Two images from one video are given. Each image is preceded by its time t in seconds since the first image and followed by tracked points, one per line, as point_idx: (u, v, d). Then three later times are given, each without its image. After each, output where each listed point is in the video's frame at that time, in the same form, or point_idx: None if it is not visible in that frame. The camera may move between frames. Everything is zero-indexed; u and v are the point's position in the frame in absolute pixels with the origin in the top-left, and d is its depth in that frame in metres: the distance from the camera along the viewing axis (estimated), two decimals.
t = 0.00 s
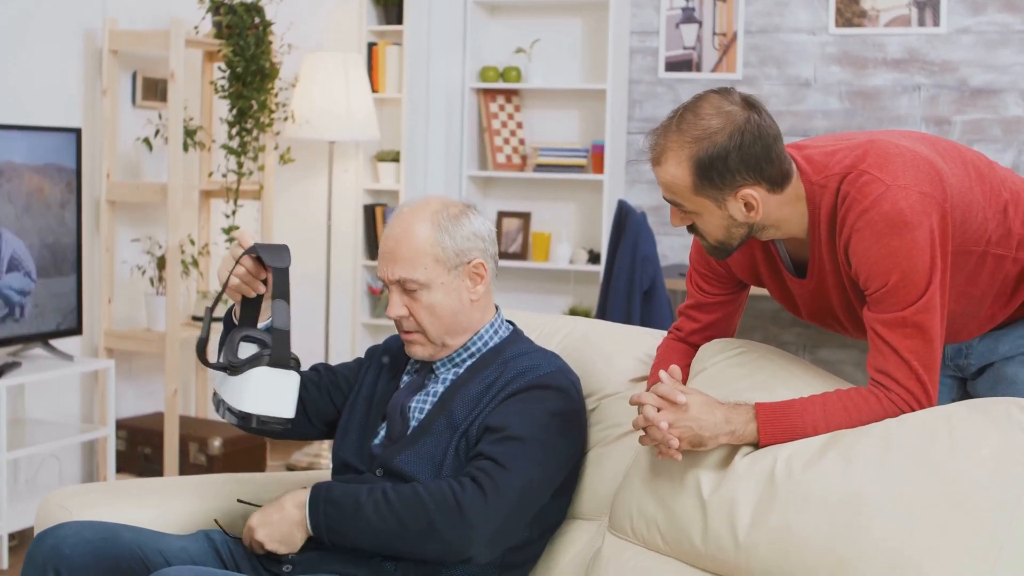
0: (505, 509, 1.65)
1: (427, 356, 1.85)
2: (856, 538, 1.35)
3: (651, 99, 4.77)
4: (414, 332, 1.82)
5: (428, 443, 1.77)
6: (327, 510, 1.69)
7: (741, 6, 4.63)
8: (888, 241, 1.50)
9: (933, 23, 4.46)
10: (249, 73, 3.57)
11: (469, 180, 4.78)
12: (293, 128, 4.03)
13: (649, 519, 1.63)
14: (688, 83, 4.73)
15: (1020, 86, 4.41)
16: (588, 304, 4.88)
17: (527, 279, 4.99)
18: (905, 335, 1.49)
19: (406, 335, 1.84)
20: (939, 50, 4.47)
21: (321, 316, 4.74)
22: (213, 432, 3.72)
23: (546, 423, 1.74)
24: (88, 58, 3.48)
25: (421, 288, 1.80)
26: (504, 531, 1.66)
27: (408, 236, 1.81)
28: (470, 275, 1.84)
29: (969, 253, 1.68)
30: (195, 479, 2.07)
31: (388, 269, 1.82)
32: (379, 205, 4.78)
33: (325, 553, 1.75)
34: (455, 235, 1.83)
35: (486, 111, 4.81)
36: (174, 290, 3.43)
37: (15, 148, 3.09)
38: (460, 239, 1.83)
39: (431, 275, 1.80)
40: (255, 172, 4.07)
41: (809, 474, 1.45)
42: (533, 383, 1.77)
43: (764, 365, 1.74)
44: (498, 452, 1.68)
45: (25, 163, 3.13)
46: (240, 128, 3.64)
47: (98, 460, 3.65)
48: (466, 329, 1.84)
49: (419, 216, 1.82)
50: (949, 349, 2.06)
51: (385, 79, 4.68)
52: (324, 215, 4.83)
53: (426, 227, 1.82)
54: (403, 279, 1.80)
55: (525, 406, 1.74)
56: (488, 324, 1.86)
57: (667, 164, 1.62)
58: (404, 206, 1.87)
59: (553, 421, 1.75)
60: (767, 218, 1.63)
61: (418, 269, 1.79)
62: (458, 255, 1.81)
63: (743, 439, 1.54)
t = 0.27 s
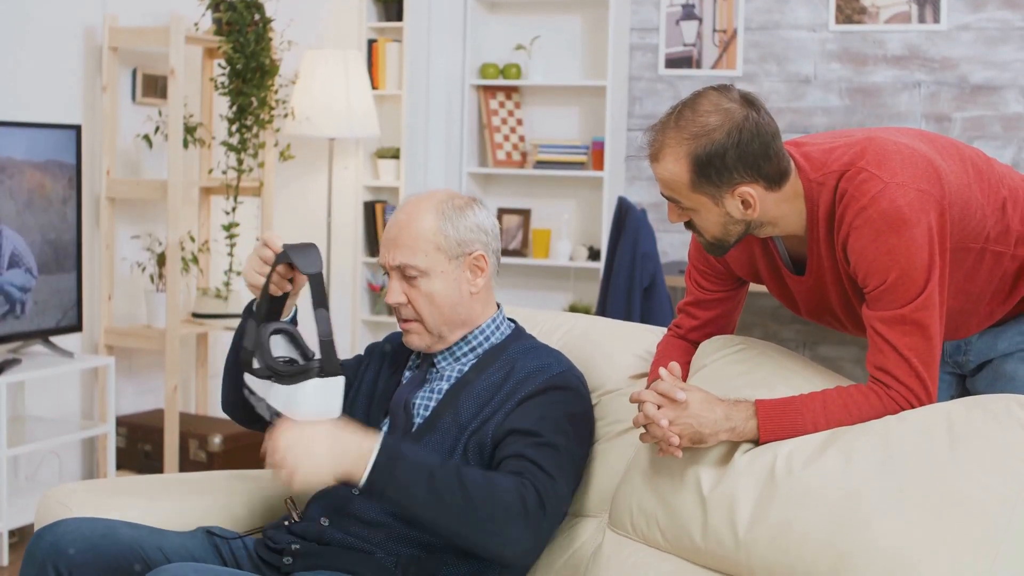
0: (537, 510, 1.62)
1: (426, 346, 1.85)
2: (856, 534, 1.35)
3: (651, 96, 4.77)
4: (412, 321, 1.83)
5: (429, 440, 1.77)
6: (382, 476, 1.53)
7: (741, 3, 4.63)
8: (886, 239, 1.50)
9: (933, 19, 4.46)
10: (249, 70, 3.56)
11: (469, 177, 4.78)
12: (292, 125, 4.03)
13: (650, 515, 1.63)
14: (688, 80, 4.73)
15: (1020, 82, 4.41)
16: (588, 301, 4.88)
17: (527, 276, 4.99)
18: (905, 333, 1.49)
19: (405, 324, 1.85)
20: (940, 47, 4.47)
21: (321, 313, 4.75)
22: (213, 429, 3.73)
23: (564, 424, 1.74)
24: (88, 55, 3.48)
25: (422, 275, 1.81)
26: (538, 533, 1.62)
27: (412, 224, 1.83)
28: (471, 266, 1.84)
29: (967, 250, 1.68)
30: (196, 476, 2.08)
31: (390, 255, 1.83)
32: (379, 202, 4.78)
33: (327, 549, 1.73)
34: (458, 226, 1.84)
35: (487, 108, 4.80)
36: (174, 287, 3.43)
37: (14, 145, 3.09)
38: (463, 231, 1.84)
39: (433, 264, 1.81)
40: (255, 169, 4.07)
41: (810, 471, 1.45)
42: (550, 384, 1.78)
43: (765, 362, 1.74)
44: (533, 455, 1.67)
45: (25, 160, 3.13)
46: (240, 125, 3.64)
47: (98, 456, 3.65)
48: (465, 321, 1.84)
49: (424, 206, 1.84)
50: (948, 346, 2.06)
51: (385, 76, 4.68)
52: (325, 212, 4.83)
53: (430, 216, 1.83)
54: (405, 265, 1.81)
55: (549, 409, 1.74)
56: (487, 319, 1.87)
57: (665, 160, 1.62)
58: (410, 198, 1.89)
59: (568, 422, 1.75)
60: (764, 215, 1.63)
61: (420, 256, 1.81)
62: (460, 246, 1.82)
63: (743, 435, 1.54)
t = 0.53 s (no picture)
0: (530, 461, 1.60)
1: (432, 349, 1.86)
2: (855, 529, 1.35)
3: (651, 92, 4.77)
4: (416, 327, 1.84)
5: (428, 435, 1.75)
6: (420, 371, 1.57)
7: None
8: (883, 236, 1.50)
9: (933, 16, 4.46)
10: (248, 66, 3.56)
11: (469, 173, 4.78)
12: (292, 121, 4.03)
13: (649, 511, 1.64)
14: (688, 76, 4.73)
15: (1020, 78, 4.41)
16: (588, 297, 4.88)
17: (527, 272, 4.99)
18: (902, 329, 1.50)
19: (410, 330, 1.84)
20: (940, 43, 4.47)
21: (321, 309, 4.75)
22: (213, 425, 3.73)
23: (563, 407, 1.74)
24: (88, 51, 3.48)
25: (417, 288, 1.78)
26: (525, 482, 1.60)
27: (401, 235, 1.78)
28: (466, 268, 1.80)
29: (965, 247, 1.68)
30: (195, 473, 2.08)
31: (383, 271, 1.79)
32: (379, 199, 4.78)
33: (328, 545, 1.72)
34: (447, 231, 1.78)
35: (486, 104, 4.80)
36: (174, 284, 3.43)
37: (14, 141, 3.08)
38: (452, 236, 1.79)
39: (427, 276, 1.78)
40: (255, 166, 4.06)
41: (808, 466, 1.46)
42: (548, 370, 1.77)
43: (765, 358, 1.74)
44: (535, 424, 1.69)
45: (25, 156, 3.13)
46: (240, 121, 3.63)
47: (98, 453, 3.65)
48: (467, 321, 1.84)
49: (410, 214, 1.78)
50: (947, 342, 2.06)
51: (385, 72, 4.68)
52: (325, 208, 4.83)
53: (419, 224, 1.79)
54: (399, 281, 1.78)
55: (550, 389, 1.75)
56: (487, 317, 1.86)
57: (661, 158, 1.62)
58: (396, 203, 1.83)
59: (567, 406, 1.75)
60: (759, 213, 1.64)
61: (413, 270, 1.77)
62: (452, 252, 1.78)
63: (743, 431, 1.54)
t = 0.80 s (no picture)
0: (524, 417, 1.60)
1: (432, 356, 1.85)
2: (854, 525, 1.35)
3: (651, 89, 4.77)
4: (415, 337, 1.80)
5: (428, 431, 1.76)
6: (435, 313, 1.63)
7: None
8: (883, 233, 1.50)
9: (934, 13, 4.46)
10: (248, 63, 3.56)
11: (469, 170, 4.78)
12: (292, 118, 4.02)
13: (649, 508, 1.64)
14: (688, 73, 4.72)
15: (1020, 75, 4.41)
16: (588, 294, 4.88)
17: (527, 269, 4.99)
18: (902, 326, 1.50)
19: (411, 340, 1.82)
20: (940, 40, 4.47)
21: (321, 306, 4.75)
22: (212, 422, 3.73)
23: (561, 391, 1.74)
24: (88, 49, 3.47)
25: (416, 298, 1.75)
26: (518, 434, 1.59)
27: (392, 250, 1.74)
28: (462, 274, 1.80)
29: (965, 244, 1.68)
30: (196, 470, 2.08)
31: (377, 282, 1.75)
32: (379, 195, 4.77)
33: (327, 541, 1.73)
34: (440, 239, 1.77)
35: (486, 101, 4.80)
36: (174, 280, 3.43)
37: (15, 138, 3.08)
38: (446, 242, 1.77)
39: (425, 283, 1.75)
40: (255, 162, 4.06)
41: (807, 462, 1.46)
42: (540, 355, 1.77)
43: (765, 355, 1.75)
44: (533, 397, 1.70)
45: (25, 153, 3.13)
46: (240, 118, 3.63)
47: (98, 450, 3.65)
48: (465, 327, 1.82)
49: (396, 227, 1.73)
50: (945, 339, 2.06)
51: (385, 69, 4.67)
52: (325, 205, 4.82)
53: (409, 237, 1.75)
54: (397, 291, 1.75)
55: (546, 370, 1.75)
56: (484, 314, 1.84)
57: (660, 158, 1.62)
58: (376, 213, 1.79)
59: (564, 390, 1.75)
60: (758, 212, 1.65)
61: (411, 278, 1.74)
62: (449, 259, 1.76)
63: (743, 428, 1.55)
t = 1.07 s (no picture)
0: (536, 392, 1.60)
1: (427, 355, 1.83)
2: (854, 521, 1.35)
3: (652, 85, 4.77)
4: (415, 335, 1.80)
5: (432, 427, 1.75)
6: (457, 285, 1.65)
7: None
8: (882, 230, 1.50)
9: (934, 9, 4.46)
10: (249, 59, 3.56)
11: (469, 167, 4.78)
12: (292, 114, 4.02)
13: (649, 504, 1.64)
14: (689, 69, 4.72)
15: (1020, 72, 4.41)
16: (588, 290, 4.88)
17: (527, 265, 4.99)
18: (901, 323, 1.51)
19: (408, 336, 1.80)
20: (940, 36, 4.47)
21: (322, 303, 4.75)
22: (212, 418, 3.73)
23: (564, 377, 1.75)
24: (88, 45, 3.47)
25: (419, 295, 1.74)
26: (530, 406, 1.59)
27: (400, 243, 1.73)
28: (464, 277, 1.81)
29: (964, 241, 1.68)
30: (195, 466, 2.08)
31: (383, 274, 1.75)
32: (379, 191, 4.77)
33: (327, 538, 1.73)
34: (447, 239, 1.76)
35: (486, 97, 4.81)
36: (174, 276, 3.44)
37: (14, 134, 3.08)
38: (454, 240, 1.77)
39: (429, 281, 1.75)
40: (255, 159, 4.06)
41: (807, 458, 1.46)
42: (542, 348, 1.77)
43: (766, 351, 1.75)
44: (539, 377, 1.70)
45: (26, 149, 3.13)
46: (240, 114, 3.63)
47: (98, 446, 3.66)
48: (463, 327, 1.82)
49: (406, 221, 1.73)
50: (945, 336, 2.07)
51: (385, 66, 4.64)
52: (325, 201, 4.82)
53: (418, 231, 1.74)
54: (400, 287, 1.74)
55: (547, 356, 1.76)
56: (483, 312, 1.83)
57: (660, 157, 1.62)
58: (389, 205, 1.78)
59: (567, 376, 1.76)
60: (757, 210, 1.65)
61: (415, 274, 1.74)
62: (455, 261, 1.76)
63: (743, 424, 1.55)
